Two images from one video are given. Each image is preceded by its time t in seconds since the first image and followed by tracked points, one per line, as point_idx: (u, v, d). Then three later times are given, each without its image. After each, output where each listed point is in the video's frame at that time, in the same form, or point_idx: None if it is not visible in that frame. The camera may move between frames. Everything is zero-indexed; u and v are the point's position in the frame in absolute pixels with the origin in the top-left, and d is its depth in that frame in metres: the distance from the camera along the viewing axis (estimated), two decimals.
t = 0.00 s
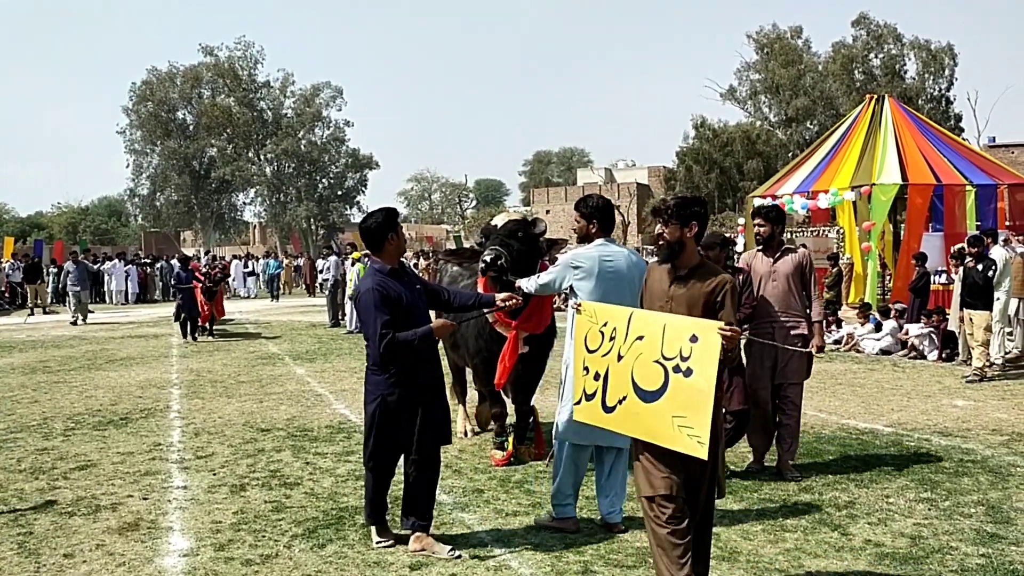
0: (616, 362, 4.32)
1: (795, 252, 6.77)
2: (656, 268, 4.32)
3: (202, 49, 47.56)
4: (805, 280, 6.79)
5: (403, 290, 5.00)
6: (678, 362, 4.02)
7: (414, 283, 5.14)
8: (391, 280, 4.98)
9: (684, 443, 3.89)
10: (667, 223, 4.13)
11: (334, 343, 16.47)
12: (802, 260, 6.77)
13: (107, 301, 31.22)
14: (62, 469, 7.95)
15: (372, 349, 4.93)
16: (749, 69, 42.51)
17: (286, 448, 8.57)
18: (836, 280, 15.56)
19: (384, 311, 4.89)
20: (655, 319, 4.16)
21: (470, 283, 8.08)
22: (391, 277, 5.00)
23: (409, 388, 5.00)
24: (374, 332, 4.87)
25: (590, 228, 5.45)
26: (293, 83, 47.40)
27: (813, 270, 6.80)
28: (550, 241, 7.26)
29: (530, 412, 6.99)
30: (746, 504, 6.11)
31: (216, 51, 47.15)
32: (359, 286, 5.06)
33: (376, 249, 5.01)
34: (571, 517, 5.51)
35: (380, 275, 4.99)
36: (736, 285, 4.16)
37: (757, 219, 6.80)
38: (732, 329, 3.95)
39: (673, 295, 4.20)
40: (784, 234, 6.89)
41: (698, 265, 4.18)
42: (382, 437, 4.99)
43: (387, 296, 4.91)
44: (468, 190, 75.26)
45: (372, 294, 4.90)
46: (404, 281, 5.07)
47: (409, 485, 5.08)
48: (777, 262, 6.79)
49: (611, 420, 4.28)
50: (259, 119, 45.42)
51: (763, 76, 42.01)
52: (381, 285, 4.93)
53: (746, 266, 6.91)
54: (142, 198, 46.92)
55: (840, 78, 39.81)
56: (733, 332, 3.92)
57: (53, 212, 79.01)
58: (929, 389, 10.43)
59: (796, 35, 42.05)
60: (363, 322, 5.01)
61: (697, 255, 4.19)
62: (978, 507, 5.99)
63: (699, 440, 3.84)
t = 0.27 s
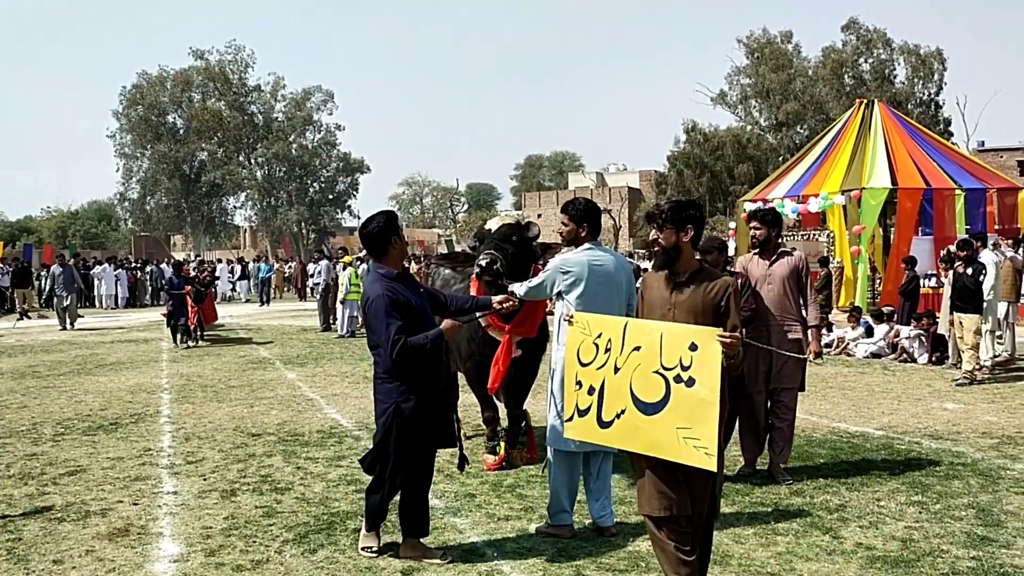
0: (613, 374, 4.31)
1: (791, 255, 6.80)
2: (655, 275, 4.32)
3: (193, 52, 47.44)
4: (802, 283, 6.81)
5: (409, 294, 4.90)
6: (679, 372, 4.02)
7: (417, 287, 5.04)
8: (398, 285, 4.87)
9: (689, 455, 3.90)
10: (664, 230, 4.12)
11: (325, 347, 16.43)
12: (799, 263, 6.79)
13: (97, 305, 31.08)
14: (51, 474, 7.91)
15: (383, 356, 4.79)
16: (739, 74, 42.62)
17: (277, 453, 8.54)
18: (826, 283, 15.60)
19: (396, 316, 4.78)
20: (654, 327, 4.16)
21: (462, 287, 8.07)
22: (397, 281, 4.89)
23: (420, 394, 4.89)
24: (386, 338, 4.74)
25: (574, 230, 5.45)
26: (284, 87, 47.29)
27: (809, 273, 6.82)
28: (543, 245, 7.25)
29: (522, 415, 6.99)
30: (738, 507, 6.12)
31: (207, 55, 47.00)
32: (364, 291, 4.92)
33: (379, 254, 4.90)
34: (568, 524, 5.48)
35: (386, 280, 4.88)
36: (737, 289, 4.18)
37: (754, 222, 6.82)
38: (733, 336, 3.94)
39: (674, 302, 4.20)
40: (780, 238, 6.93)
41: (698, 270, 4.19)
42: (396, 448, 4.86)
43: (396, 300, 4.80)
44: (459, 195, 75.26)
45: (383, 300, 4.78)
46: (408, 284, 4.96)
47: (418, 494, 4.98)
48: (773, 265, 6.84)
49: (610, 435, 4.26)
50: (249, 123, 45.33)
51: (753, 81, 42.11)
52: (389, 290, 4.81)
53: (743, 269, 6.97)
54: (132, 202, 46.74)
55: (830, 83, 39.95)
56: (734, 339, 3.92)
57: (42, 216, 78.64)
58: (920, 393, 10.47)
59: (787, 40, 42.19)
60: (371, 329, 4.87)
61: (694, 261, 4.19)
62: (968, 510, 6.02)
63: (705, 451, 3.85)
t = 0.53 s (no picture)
0: (603, 380, 4.30)
1: (781, 259, 6.86)
2: (648, 277, 4.32)
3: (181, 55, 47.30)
4: (791, 288, 6.87)
5: (407, 298, 4.85)
6: (666, 375, 4.00)
7: (413, 291, 4.98)
8: (397, 290, 4.81)
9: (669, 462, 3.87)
10: (651, 231, 4.14)
11: (313, 351, 16.39)
12: (788, 267, 6.85)
13: (83, 309, 30.91)
14: (37, 479, 7.86)
15: (382, 364, 4.75)
16: (727, 78, 42.78)
17: (265, 457, 8.51)
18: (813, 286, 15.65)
19: (396, 322, 4.73)
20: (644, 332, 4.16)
21: (452, 290, 8.06)
22: (395, 287, 4.84)
23: (418, 402, 4.84)
24: (386, 346, 4.70)
25: (550, 236, 5.43)
26: (271, 90, 47.19)
27: (799, 278, 6.87)
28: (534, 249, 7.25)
29: (511, 419, 6.98)
30: (726, 511, 6.13)
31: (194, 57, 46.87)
32: (361, 296, 4.86)
33: (378, 257, 4.84)
34: (556, 527, 5.49)
35: (384, 285, 4.81)
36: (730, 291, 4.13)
37: (745, 225, 6.84)
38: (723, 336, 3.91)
39: (664, 304, 4.18)
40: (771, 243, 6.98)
41: (688, 272, 4.17)
42: (396, 456, 4.79)
43: (395, 307, 4.75)
44: (447, 198, 75.25)
45: (382, 305, 4.73)
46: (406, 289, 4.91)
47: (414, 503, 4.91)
48: (763, 270, 6.90)
49: (595, 444, 4.23)
50: (237, 126, 45.20)
51: (741, 85, 42.24)
52: (388, 296, 4.75)
53: (735, 273, 7.04)
54: (119, 205, 46.55)
55: (817, 88, 40.15)
56: (723, 339, 3.89)
57: (28, 219, 78.25)
58: (906, 396, 10.52)
59: (774, 45, 42.37)
60: (369, 336, 4.82)
61: (685, 261, 4.19)
62: (955, 513, 6.04)
63: (686, 456, 3.83)
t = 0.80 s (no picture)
0: (592, 387, 4.28)
1: (774, 263, 6.84)
2: (645, 280, 4.30)
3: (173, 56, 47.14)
4: (783, 292, 6.85)
5: (405, 299, 4.80)
6: (650, 381, 3.95)
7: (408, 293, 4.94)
8: (395, 291, 4.77)
9: (650, 469, 3.84)
10: (641, 232, 4.11)
11: (306, 353, 16.33)
12: (781, 271, 6.83)
13: (74, 311, 30.74)
14: (27, 482, 7.79)
15: (380, 365, 4.67)
16: (721, 80, 42.81)
17: (257, 460, 8.46)
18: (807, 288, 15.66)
19: (396, 322, 4.67)
20: (634, 336, 4.13)
21: (446, 294, 8.04)
22: (393, 287, 4.78)
23: (414, 405, 4.80)
24: (387, 346, 4.63)
25: (546, 240, 5.43)
26: (264, 91, 47.07)
27: (791, 282, 6.85)
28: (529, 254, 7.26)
29: (504, 423, 6.95)
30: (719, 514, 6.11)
31: (186, 58, 46.70)
32: (358, 295, 4.78)
33: (378, 256, 4.79)
34: (550, 529, 5.48)
35: (382, 284, 4.75)
36: (721, 294, 4.06)
37: (739, 229, 6.85)
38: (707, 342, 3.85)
39: (656, 307, 4.14)
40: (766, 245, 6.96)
41: (679, 274, 4.13)
42: (391, 459, 4.73)
43: (394, 306, 4.69)
44: (441, 200, 75.16)
45: (383, 304, 4.66)
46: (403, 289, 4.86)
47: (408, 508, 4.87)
48: (756, 272, 6.87)
49: (584, 451, 4.20)
50: (229, 127, 45.07)
51: (734, 87, 42.27)
52: (387, 296, 4.69)
53: (728, 275, 7.01)
54: (110, 206, 46.34)
55: (811, 90, 40.17)
56: (708, 344, 3.82)
57: (18, 220, 77.77)
58: (900, 398, 10.52)
59: (768, 47, 42.42)
60: (366, 336, 4.75)
61: (678, 262, 4.15)
62: (949, 515, 6.03)
63: (665, 464, 3.79)
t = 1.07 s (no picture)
0: (597, 388, 4.30)
1: (771, 263, 6.85)
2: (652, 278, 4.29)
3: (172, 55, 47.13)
4: (781, 292, 6.87)
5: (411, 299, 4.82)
6: (644, 381, 3.94)
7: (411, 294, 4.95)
8: (402, 291, 4.78)
9: (642, 471, 3.84)
10: (641, 231, 4.11)
11: (306, 353, 16.35)
12: (778, 270, 6.84)
13: (73, 310, 30.73)
14: (27, 482, 7.80)
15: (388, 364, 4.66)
16: (720, 80, 42.82)
17: (257, 459, 8.47)
18: (806, 287, 15.67)
19: (405, 321, 4.68)
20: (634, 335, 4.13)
21: (447, 293, 8.03)
22: (399, 288, 4.80)
23: (418, 407, 4.80)
24: (397, 345, 4.63)
25: (559, 239, 5.44)
26: (264, 90, 47.06)
27: (788, 282, 6.86)
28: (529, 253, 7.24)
29: (504, 422, 6.97)
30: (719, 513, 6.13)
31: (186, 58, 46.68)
32: (364, 294, 4.77)
33: (382, 256, 4.82)
34: (549, 528, 5.50)
35: (388, 284, 4.76)
36: (721, 292, 4.00)
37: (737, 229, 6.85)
38: (698, 341, 3.77)
39: (660, 304, 4.10)
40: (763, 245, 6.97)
41: (680, 272, 4.10)
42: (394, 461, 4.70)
43: (403, 306, 4.71)
44: (440, 200, 75.17)
45: (391, 303, 4.67)
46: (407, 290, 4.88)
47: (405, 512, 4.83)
48: (753, 272, 6.89)
49: (591, 453, 4.24)
50: (229, 127, 45.08)
51: (733, 87, 42.29)
52: (396, 295, 4.70)
53: (725, 275, 7.03)
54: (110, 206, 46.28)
55: (810, 89, 40.17)
56: (697, 344, 3.75)
57: (18, 220, 77.69)
58: (899, 398, 10.54)
59: (767, 47, 42.44)
60: (374, 336, 4.74)
61: (678, 259, 4.12)
62: (947, 514, 6.05)
63: (653, 466, 3.79)
